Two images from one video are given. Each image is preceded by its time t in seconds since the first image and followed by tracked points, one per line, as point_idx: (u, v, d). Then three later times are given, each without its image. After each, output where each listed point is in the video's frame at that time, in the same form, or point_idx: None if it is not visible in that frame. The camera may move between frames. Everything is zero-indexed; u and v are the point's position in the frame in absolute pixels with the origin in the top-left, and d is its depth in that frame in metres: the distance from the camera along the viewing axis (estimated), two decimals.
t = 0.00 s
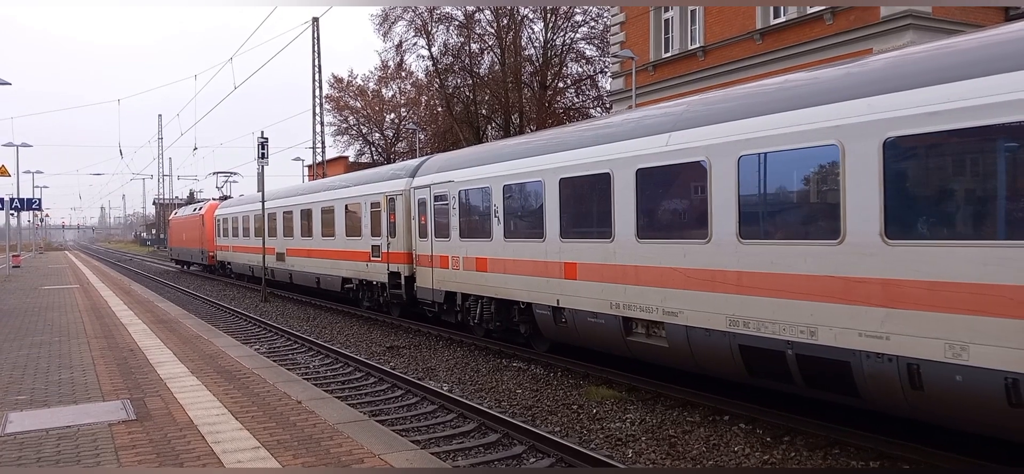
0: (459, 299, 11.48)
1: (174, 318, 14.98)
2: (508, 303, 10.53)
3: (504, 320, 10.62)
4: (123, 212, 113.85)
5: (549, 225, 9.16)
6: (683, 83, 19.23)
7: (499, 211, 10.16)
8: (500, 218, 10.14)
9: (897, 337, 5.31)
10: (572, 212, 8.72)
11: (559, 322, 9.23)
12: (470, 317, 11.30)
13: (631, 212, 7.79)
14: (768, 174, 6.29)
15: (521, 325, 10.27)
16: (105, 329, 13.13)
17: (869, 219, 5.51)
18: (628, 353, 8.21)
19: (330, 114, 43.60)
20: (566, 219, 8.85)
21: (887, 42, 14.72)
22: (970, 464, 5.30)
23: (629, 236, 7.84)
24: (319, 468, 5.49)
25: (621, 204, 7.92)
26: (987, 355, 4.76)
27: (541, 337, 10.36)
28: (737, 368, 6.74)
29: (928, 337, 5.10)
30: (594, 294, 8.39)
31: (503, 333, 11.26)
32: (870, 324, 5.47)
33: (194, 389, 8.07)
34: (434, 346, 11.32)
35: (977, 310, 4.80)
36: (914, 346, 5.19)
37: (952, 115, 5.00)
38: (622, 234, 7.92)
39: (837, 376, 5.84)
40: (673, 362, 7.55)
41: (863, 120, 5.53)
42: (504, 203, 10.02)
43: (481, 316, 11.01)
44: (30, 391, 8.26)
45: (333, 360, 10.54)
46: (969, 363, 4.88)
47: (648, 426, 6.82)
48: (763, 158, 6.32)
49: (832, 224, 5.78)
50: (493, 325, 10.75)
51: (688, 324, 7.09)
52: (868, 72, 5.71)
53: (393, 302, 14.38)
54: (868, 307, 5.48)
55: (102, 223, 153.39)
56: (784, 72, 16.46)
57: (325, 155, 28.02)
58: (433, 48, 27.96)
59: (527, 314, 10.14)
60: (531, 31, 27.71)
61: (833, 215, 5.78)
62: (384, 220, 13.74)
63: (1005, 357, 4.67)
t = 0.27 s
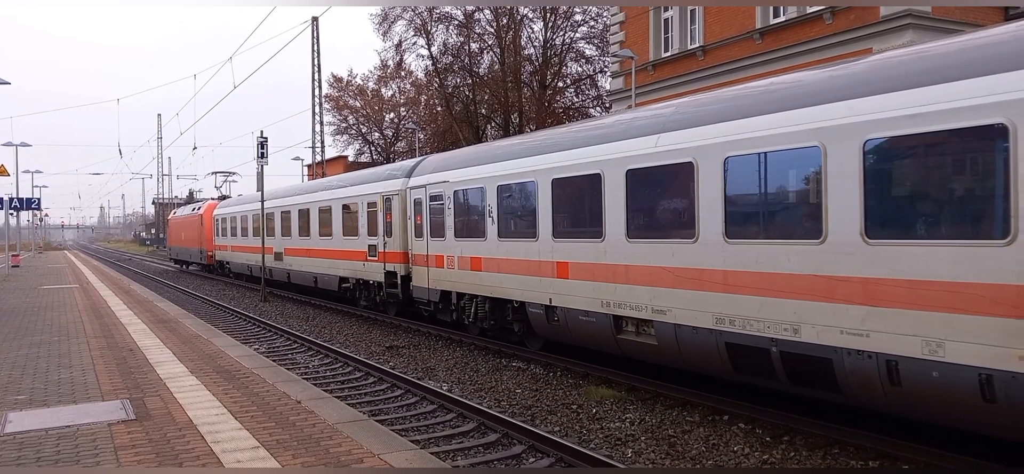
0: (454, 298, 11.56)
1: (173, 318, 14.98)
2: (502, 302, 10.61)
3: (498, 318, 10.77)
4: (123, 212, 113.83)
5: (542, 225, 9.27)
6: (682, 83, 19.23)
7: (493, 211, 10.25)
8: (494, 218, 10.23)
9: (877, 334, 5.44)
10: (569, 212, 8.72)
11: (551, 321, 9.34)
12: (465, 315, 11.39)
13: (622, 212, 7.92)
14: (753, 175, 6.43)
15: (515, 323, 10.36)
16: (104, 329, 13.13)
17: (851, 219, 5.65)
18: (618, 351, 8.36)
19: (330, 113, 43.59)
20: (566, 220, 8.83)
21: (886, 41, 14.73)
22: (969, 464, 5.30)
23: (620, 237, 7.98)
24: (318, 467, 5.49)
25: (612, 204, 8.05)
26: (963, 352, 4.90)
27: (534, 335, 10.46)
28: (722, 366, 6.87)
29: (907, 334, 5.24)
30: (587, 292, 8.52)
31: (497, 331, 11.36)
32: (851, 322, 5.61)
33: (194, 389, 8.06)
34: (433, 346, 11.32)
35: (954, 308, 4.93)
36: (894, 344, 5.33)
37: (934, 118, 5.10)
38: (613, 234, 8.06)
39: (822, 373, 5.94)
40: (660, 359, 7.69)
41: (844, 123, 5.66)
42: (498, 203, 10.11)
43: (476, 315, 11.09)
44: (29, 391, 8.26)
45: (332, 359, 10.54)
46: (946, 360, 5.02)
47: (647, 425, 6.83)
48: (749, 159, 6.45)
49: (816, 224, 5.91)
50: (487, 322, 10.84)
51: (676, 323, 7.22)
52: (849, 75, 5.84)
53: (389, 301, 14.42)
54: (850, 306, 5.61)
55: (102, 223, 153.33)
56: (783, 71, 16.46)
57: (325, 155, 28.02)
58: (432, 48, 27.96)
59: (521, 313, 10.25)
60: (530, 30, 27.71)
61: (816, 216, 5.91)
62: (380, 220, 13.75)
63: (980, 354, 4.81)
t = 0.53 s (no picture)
0: (448, 298, 11.61)
1: (172, 318, 14.97)
2: (496, 301, 10.68)
3: (491, 317, 10.80)
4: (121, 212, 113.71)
5: (535, 225, 9.36)
6: (681, 83, 19.23)
7: (487, 212, 10.33)
8: (488, 218, 10.31)
9: (858, 332, 5.55)
10: (566, 212, 8.74)
11: (545, 320, 9.44)
12: (459, 314, 11.44)
13: (613, 213, 8.03)
14: (740, 176, 6.53)
15: (509, 322, 10.42)
16: (103, 330, 13.11)
17: (834, 219, 5.76)
18: (609, 349, 8.47)
19: (328, 114, 43.57)
20: (565, 221, 8.80)
21: (884, 42, 14.75)
22: (967, 464, 5.30)
23: (610, 236, 8.10)
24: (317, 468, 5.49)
25: (603, 205, 8.16)
26: (941, 349, 5.00)
27: (528, 334, 10.52)
28: (711, 365, 6.97)
29: (888, 332, 5.35)
30: (579, 291, 8.63)
31: (491, 331, 11.41)
32: (835, 321, 5.71)
33: (192, 389, 8.06)
34: (432, 346, 11.32)
35: (933, 306, 5.04)
36: (875, 341, 5.43)
37: (918, 120, 5.19)
38: (605, 234, 8.17)
39: (810, 372, 6.01)
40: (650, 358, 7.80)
41: (828, 124, 5.77)
42: (492, 204, 10.19)
43: (470, 314, 11.14)
44: (28, 392, 8.25)
45: (331, 360, 10.54)
46: (925, 357, 5.12)
47: (646, 426, 6.83)
48: (740, 160, 6.51)
49: (800, 224, 6.02)
50: (481, 321, 10.89)
51: (665, 322, 7.33)
52: (833, 78, 5.96)
53: (386, 301, 14.43)
54: (833, 304, 5.72)
55: (100, 223, 153.18)
56: (782, 72, 16.47)
57: (323, 155, 28.02)
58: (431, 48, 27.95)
59: (515, 312, 10.32)
60: (529, 30, 27.72)
61: (801, 215, 6.02)
62: (376, 221, 13.76)
63: (958, 351, 4.92)
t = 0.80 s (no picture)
0: (446, 297, 11.63)
1: (173, 318, 14.98)
2: (493, 300, 10.69)
3: (489, 316, 10.81)
4: (121, 212, 113.76)
5: (531, 225, 9.39)
6: (682, 82, 19.22)
7: (484, 212, 10.35)
8: (485, 218, 10.34)
9: (846, 331, 5.65)
10: (565, 212, 8.74)
11: (541, 319, 9.49)
12: (457, 313, 11.46)
13: (607, 213, 8.10)
14: (730, 177, 6.63)
15: (506, 321, 10.44)
16: (104, 330, 13.11)
17: (822, 220, 5.85)
18: (604, 348, 8.54)
19: (329, 114, 43.56)
20: (567, 221, 8.74)
21: (885, 42, 14.74)
22: (969, 463, 5.30)
23: (605, 236, 8.17)
24: (317, 467, 5.49)
25: (598, 205, 8.23)
26: (927, 347, 5.11)
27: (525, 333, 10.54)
28: (704, 363, 7.06)
29: (875, 331, 5.45)
30: (574, 291, 8.69)
31: (489, 330, 11.43)
32: (823, 319, 5.81)
33: (193, 389, 8.06)
34: (432, 346, 11.32)
35: (918, 305, 5.15)
36: (863, 340, 5.54)
37: (904, 122, 5.28)
38: (599, 234, 8.24)
39: (801, 371, 6.09)
40: (644, 356, 7.89)
41: (817, 126, 5.86)
42: (488, 204, 10.22)
43: (467, 313, 11.16)
44: (29, 391, 8.25)
45: (331, 360, 10.54)
46: (911, 355, 5.23)
47: (647, 425, 6.83)
48: (738, 160, 6.54)
49: (790, 224, 6.12)
50: (478, 320, 10.91)
51: (658, 320, 7.43)
52: (822, 81, 6.05)
53: (384, 301, 14.44)
54: (821, 303, 5.83)
55: (101, 223, 153.27)
56: (783, 72, 16.46)
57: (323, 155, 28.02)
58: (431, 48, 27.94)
59: (511, 311, 10.34)
60: (530, 30, 27.72)
61: (790, 216, 6.12)
62: (375, 221, 13.77)
63: (943, 349, 5.03)
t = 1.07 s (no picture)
0: (443, 297, 11.65)
1: (173, 320, 14.97)
2: (490, 301, 10.70)
3: (486, 317, 10.82)
4: (121, 214, 113.74)
5: (527, 226, 9.40)
6: (682, 84, 19.22)
7: (481, 213, 10.36)
8: (482, 219, 10.34)
9: (837, 331, 5.73)
10: (563, 213, 8.75)
11: (537, 319, 9.50)
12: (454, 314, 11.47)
13: (602, 214, 8.14)
14: (721, 179, 6.70)
15: (502, 322, 10.44)
16: (104, 331, 13.11)
17: (813, 221, 5.92)
18: (599, 347, 8.58)
19: (329, 115, 43.57)
20: (566, 222, 8.72)
21: (885, 43, 14.76)
22: (968, 464, 5.31)
23: (600, 237, 8.21)
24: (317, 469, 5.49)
25: (593, 207, 8.27)
26: (915, 347, 5.18)
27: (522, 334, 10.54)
28: (697, 362, 7.13)
29: (864, 331, 5.53)
30: (569, 292, 8.72)
31: (486, 330, 11.44)
32: (813, 319, 5.90)
33: (193, 391, 8.06)
34: (432, 348, 11.32)
35: (906, 305, 5.23)
36: (853, 340, 5.61)
37: (894, 124, 5.33)
38: (594, 234, 8.28)
39: (794, 371, 6.17)
40: (638, 356, 7.93)
41: (807, 129, 5.93)
42: (486, 205, 10.23)
43: (464, 314, 11.16)
44: (29, 393, 8.25)
45: (331, 361, 10.54)
46: (899, 354, 5.31)
47: (647, 427, 6.83)
48: (735, 162, 6.56)
49: (783, 225, 6.17)
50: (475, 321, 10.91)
51: (652, 320, 7.50)
52: (813, 84, 6.11)
53: (383, 302, 14.44)
54: (811, 303, 5.91)
55: (101, 224, 153.27)
56: (782, 73, 16.47)
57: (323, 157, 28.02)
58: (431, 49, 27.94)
59: (508, 312, 10.34)
60: (529, 31, 27.73)
61: (781, 217, 6.19)
62: (373, 222, 13.78)
63: (930, 349, 5.10)
